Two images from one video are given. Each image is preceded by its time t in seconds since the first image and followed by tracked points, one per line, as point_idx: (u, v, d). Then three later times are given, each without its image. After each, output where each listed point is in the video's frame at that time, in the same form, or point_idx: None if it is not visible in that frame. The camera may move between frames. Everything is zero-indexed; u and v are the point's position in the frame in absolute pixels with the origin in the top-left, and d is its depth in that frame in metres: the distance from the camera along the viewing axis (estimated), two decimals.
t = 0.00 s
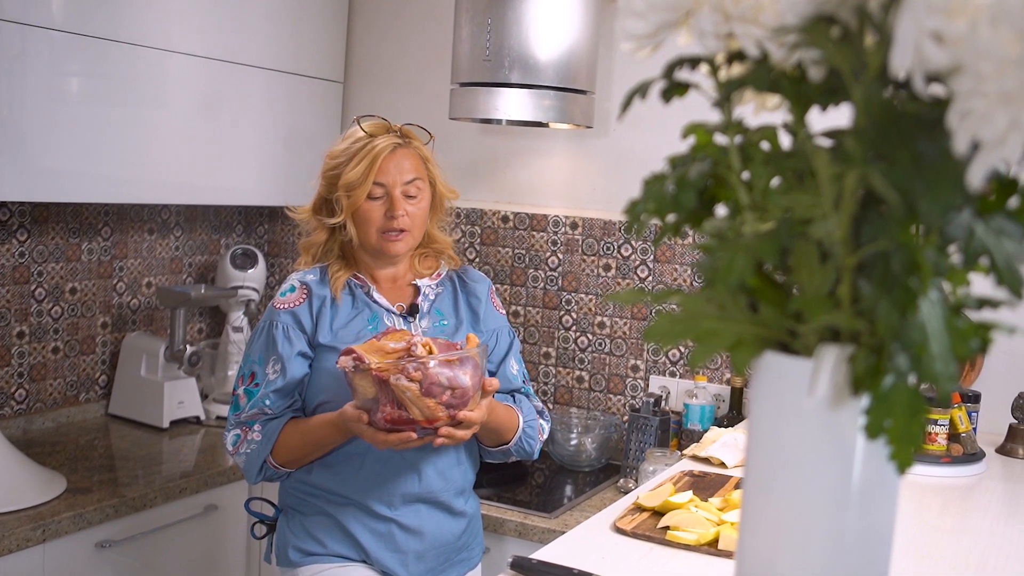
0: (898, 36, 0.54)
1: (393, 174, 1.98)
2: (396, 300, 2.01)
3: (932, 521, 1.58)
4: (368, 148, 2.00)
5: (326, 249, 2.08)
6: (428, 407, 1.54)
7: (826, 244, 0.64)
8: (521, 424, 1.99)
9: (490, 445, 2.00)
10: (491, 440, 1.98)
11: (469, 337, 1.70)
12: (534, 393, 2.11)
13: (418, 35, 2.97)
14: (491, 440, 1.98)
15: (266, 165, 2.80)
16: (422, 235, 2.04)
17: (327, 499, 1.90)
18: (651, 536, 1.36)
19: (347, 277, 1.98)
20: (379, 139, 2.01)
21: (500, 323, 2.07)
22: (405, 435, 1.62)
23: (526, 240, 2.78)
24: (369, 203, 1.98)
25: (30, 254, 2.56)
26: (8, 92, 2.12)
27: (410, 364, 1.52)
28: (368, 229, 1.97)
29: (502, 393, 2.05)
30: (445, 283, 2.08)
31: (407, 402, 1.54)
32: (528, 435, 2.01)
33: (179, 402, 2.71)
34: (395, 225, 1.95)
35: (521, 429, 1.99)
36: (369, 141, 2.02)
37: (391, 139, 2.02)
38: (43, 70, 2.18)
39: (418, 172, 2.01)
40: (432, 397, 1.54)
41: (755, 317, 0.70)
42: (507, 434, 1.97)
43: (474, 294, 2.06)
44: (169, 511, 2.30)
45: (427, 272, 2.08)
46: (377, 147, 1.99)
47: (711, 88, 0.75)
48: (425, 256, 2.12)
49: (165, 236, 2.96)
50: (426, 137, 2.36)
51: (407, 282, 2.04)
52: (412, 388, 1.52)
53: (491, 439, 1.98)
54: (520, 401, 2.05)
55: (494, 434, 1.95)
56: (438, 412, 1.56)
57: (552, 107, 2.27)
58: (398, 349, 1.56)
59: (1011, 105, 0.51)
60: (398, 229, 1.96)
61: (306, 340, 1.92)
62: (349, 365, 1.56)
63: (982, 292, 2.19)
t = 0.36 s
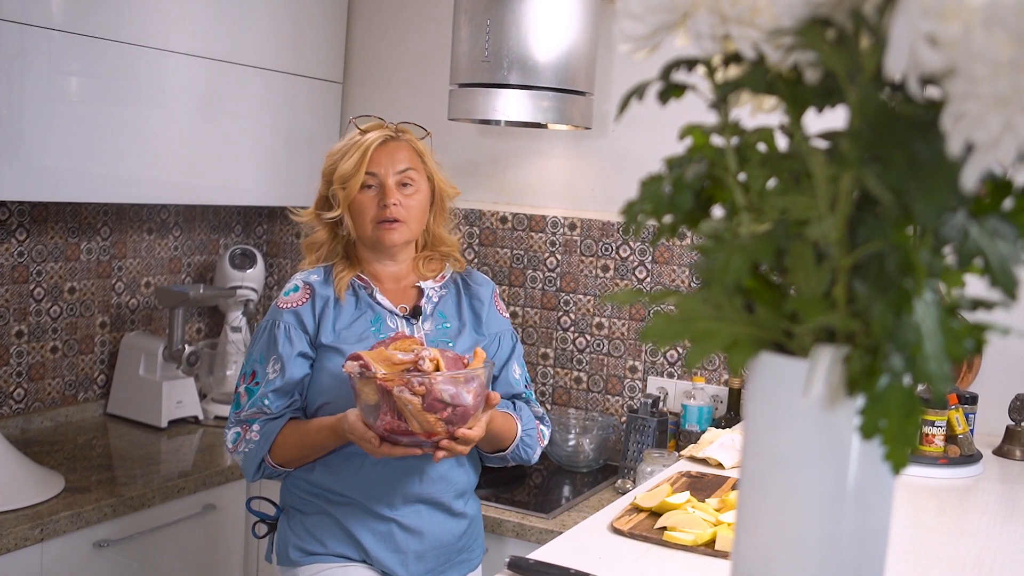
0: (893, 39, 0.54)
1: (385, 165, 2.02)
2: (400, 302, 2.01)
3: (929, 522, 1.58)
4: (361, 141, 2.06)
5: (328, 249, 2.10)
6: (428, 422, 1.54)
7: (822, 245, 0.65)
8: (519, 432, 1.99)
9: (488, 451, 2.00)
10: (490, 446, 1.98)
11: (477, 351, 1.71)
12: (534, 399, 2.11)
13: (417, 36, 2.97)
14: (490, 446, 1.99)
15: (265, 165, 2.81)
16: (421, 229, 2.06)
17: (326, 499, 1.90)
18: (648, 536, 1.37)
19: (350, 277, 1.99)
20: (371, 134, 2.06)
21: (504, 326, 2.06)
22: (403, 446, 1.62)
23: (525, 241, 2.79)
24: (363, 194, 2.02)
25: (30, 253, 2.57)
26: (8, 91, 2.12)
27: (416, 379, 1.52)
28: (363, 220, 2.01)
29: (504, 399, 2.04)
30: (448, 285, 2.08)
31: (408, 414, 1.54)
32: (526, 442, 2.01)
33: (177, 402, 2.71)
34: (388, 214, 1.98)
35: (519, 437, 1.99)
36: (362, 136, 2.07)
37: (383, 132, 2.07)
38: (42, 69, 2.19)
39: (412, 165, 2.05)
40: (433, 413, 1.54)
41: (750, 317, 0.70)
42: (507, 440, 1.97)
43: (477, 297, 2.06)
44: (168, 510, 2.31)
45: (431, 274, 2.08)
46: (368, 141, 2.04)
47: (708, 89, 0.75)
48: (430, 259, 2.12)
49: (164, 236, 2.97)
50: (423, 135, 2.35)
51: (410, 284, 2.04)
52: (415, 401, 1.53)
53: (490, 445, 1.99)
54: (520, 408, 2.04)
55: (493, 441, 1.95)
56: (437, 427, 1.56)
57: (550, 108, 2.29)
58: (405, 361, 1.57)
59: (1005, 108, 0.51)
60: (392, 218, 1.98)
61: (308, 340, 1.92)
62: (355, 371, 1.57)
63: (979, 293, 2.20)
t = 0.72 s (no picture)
0: (894, 42, 0.54)
1: (383, 154, 2.07)
2: (408, 303, 2.01)
3: (929, 524, 1.58)
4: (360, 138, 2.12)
5: (334, 247, 2.14)
6: (425, 429, 1.54)
7: (824, 247, 0.65)
8: (524, 437, 1.99)
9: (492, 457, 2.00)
10: (494, 451, 1.98)
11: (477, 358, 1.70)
12: (541, 404, 2.10)
13: (418, 37, 2.97)
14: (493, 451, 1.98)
15: (266, 166, 2.81)
16: (425, 217, 2.07)
17: (329, 499, 1.91)
18: (648, 537, 1.37)
19: (359, 277, 1.99)
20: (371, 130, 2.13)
21: (513, 330, 2.06)
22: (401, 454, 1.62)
23: (525, 242, 2.79)
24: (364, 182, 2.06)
25: (30, 254, 2.57)
26: (8, 92, 2.12)
27: (412, 387, 1.52)
28: (365, 208, 2.03)
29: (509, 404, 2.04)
30: (458, 287, 2.07)
31: (405, 422, 1.54)
32: (530, 447, 2.01)
33: (177, 403, 2.71)
34: (387, 197, 2.00)
35: (524, 442, 1.99)
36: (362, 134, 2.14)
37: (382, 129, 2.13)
38: (44, 70, 2.19)
39: (411, 154, 2.09)
40: (430, 421, 1.54)
41: (751, 319, 0.70)
42: (511, 446, 1.97)
43: (486, 300, 2.06)
44: (168, 511, 2.31)
45: (441, 276, 2.08)
46: (366, 134, 2.10)
47: (709, 91, 0.75)
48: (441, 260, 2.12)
49: (165, 237, 2.97)
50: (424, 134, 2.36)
51: (420, 286, 2.04)
52: (412, 409, 1.52)
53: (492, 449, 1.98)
54: (525, 414, 2.04)
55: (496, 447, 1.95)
56: (436, 435, 1.56)
57: (551, 110, 2.30)
58: (403, 369, 1.56)
59: (1006, 110, 0.52)
60: (392, 200, 2.00)
61: (315, 340, 1.92)
62: (353, 379, 1.56)
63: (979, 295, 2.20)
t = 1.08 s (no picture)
0: (899, 40, 0.54)
1: (389, 163, 2.03)
2: (410, 303, 2.01)
3: (929, 524, 1.58)
4: (366, 142, 2.08)
5: (339, 248, 2.11)
6: (426, 406, 1.55)
7: (827, 248, 0.64)
8: (526, 433, 1.99)
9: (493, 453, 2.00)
10: (495, 448, 1.97)
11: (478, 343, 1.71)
12: (543, 403, 2.10)
13: (418, 37, 2.97)
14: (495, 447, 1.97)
15: (265, 166, 2.81)
16: (430, 226, 2.05)
17: (330, 499, 1.91)
18: (649, 537, 1.37)
19: (361, 277, 1.99)
20: (377, 132, 2.09)
21: (516, 330, 2.06)
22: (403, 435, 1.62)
23: (525, 242, 2.79)
24: (369, 192, 2.03)
25: (30, 255, 2.57)
26: (7, 92, 2.12)
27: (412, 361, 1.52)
28: (370, 217, 2.01)
29: (510, 401, 2.04)
30: (461, 288, 2.07)
31: (405, 399, 1.54)
32: (531, 445, 2.01)
33: (177, 403, 2.71)
34: (392, 212, 1.98)
35: (525, 438, 1.99)
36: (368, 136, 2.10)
37: (388, 132, 2.09)
38: (43, 71, 2.19)
39: (417, 161, 2.05)
40: (430, 397, 1.54)
41: (755, 320, 0.70)
42: (512, 440, 1.97)
43: (489, 300, 2.06)
44: (168, 512, 2.31)
45: (445, 277, 2.07)
46: (372, 140, 2.06)
47: (712, 92, 0.75)
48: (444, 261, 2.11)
49: (164, 238, 2.97)
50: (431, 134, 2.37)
51: (423, 285, 2.04)
52: (412, 385, 1.53)
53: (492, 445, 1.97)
54: (527, 409, 2.04)
55: (497, 439, 1.94)
56: (436, 413, 1.56)
57: (551, 110, 2.31)
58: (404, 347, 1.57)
59: (1010, 111, 0.52)
60: (396, 214, 1.98)
61: (318, 340, 1.93)
62: (353, 356, 1.57)
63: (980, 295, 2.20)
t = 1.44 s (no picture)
0: (905, 39, 0.54)
1: (389, 167, 2.02)
2: (408, 305, 2.01)
3: (929, 521, 1.58)
4: (365, 143, 2.07)
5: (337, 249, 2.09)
6: (427, 438, 1.54)
7: (832, 246, 0.64)
8: (522, 438, 2.00)
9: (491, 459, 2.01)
10: (493, 453, 1.99)
11: (478, 362, 1.70)
12: (541, 406, 2.10)
13: (415, 35, 2.97)
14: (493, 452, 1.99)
15: (262, 164, 2.80)
16: (429, 230, 2.05)
17: (329, 499, 1.90)
18: (650, 536, 1.37)
19: (359, 279, 1.99)
20: (376, 134, 2.07)
21: (514, 332, 2.06)
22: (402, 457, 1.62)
23: (523, 241, 2.79)
24: (367, 196, 2.03)
25: (26, 254, 2.56)
26: (4, 91, 2.12)
27: (416, 397, 1.52)
28: (368, 222, 2.01)
29: (508, 406, 2.05)
30: (460, 289, 2.07)
31: (407, 430, 1.54)
32: (530, 444, 2.01)
33: (174, 402, 2.71)
34: (391, 217, 1.98)
35: (522, 444, 2.00)
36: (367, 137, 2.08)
37: (387, 134, 2.07)
38: (39, 70, 2.18)
39: (417, 165, 2.05)
40: (433, 430, 1.54)
41: (760, 318, 0.70)
42: (510, 446, 1.98)
43: (488, 302, 2.06)
44: (166, 512, 2.30)
45: (442, 278, 2.07)
46: (372, 142, 2.05)
47: (716, 90, 0.75)
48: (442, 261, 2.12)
49: (161, 237, 2.96)
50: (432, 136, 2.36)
51: (421, 286, 2.04)
52: (415, 419, 1.52)
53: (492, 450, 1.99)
54: (524, 415, 2.05)
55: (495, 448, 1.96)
56: (438, 444, 1.56)
57: (549, 108, 2.29)
58: (407, 378, 1.56)
59: (1017, 109, 0.51)
60: (394, 221, 1.98)
61: (315, 342, 1.93)
62: (355, 387, 1.56)
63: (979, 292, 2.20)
